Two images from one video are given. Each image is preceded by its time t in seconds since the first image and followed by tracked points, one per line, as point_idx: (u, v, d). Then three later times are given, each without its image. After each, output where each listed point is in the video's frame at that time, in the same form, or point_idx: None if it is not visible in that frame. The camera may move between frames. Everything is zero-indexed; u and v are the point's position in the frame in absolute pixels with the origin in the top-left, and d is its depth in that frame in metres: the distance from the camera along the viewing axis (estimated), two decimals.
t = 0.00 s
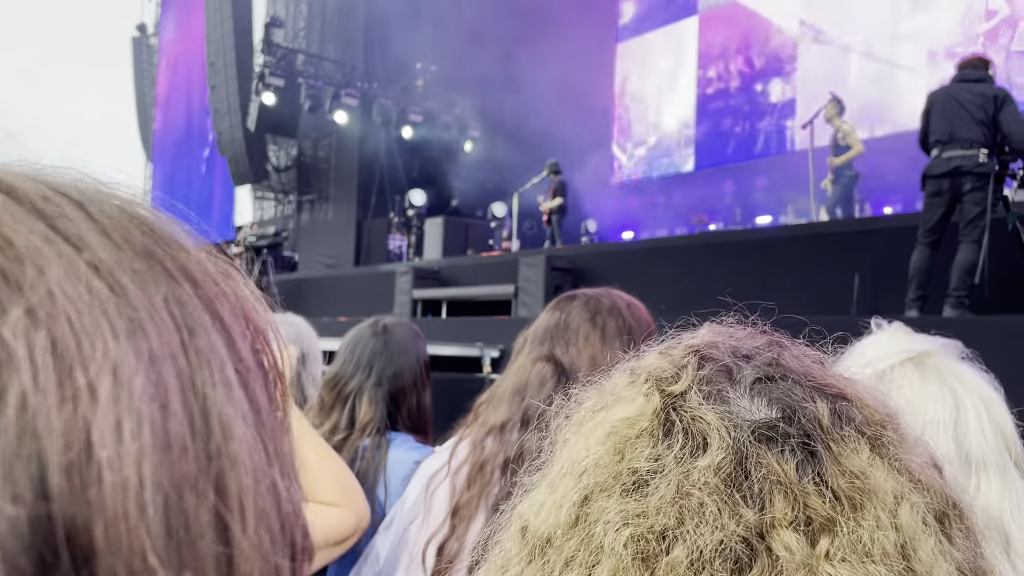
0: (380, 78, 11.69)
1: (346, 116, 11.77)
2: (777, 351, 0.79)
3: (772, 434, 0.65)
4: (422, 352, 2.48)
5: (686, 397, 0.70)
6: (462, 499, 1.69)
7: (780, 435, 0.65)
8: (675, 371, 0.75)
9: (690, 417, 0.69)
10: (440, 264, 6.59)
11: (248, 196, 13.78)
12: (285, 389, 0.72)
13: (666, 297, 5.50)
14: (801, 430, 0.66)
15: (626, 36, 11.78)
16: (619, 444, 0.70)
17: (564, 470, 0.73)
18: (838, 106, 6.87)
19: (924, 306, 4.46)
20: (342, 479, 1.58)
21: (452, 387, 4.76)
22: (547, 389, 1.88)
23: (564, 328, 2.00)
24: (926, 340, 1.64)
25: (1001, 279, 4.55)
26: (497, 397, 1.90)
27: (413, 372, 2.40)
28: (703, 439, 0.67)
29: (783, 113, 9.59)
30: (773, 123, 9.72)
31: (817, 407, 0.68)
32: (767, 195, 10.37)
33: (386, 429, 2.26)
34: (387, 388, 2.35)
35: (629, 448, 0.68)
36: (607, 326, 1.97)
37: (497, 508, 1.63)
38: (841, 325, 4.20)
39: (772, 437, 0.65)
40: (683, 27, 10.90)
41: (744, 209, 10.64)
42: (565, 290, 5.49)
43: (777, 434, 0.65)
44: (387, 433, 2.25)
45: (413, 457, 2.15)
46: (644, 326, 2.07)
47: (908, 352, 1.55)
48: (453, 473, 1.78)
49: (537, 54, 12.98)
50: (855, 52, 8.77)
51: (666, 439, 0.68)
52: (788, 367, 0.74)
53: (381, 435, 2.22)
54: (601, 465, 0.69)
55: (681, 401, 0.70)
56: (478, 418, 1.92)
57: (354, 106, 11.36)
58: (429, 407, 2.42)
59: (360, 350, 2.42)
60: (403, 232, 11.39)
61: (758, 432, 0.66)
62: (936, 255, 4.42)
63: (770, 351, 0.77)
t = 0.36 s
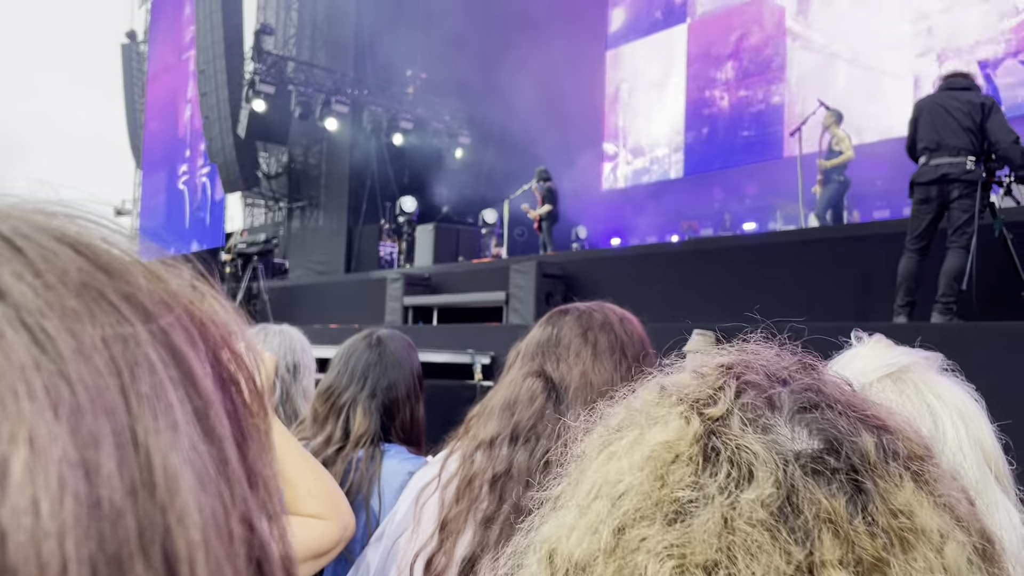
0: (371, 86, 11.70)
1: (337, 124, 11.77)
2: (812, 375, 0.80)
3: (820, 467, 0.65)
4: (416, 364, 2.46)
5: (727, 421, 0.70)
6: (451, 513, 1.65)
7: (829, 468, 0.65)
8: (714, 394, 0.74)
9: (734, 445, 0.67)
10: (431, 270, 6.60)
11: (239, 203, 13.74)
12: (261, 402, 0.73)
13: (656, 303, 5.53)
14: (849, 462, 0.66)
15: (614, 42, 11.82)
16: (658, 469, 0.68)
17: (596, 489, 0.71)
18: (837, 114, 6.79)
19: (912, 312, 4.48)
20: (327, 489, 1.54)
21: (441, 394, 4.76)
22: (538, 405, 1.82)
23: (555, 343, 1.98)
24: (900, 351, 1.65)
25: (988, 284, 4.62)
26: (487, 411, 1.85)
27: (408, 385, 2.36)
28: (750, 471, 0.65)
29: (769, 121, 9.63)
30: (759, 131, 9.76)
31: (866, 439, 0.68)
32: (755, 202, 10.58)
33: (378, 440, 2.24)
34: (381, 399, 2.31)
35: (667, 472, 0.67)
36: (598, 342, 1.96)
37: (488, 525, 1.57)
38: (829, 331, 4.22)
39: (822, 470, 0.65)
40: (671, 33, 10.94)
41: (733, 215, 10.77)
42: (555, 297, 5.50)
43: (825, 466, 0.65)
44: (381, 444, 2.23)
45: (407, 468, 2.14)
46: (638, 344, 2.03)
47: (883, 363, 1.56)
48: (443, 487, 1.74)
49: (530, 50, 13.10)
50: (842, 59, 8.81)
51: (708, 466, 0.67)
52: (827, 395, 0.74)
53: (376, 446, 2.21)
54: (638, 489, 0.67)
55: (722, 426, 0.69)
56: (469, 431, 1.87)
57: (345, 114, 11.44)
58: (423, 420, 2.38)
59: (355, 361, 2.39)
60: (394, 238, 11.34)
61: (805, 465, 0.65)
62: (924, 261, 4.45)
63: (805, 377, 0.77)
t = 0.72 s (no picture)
0: (359, 97, 12.15)
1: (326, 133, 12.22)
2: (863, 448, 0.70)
3: (854, 563, 0.58)
4: (398, 387, 2.49)
5: (757, 501, 0.62)
6: (424, 545, 1.67)
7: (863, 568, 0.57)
8: (746, 467, 0.66)
9: (762, 532, 0.60)
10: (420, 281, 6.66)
11: (231, 213, 13.79)
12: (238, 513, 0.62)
13: (644, 313, 5.56)
14: (887, 560, 0.58)
15: (599, 53, 11.93)
16: (680, 550, 0.63)
17: (620, 563, 0.67)
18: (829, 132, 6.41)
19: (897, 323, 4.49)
20: (314, 520, 1.52)
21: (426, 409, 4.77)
22: (516, 439, 1.75)
23: (538, 375, 1.88)
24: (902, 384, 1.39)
25: (970, 295, 4.69)
26: (467, 441, 1.81)
27: (389, 409, 2.39)
28: (776, 562, 0.58)
29: (755, 129, 9.60)
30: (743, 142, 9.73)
31: (909, 534, 0.59)
32: (741, 211, 10.61)
33: (360, 465, 2.25)
34: (364, 423, 2.33)
35: (689, 556, 0.62)
36: (583, 375, 1.85)
37: (461, 560, 1.58)
38: (812, 343, 4.23)
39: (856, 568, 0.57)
40: (655, 44, 11.02)
41: (720, 225, 10.89)
42: (543, 307, 5.58)
43: (860, 564, 0.58)
44: (363, 470, 2.24)
45: (389, 493, 2.16)
46: (624, 377, 1.92)
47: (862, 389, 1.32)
48: (420, 516, 1.75)
49: (514, 56, 13.02)
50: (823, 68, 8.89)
51: (735, 551, 0.60)
52: (873, 479, 0.63)
53: (357, 472, 2.21)
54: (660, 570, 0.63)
55: (751, 507, 0.62)
56: (449, 461, 1.85)
57: (332, 125, 11.86)
58: (405, 443, 2.41)
59: (336, 387, 2.42)
60: (383, 248, 11.31)
61: (838, 559, 0.58)
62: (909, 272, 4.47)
63: (853, 454, 0.67)
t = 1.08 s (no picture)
0: (345, 112, 12.19)
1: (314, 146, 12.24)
2: (828, 504, 0.59)
3: None
4: (382, 414, 2.49)
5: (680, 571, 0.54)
6: None
7: None
8: (680, 527, 0.59)
9: None
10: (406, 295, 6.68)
11: (216, 227, 13.74)
12: None
13: (630, 325, 5.58)
14: None
15: (585, 66, 12.00)
16: None
17: None
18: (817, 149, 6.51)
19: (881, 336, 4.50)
20: (297, 546, 1.44)
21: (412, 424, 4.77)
22: (502, 469, 1.67)
23: (522, 402, 1.81)
24: (869, 417, 1.30)
25: (954, 308, 4.72)
26: (451, 471, 1.72)
27: (374, 436, 2.39)
28: None
29: (741, 142, 9.68)
30: (728, 153, 9.81)
31: None
32: (726, 223, 10.69)
33: (343, 493, 2.24)
34: (349, 450, 2.33)
35: None
36: (568, 402, 1.78)
37: None
38: (796, 356, 4.25)
39: None
40: (641, 57, 11.11)
41: (704, 236, 10.97)
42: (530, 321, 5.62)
43: None
44: (346, 499, 2.22)
45: (372, 523, 2.14)
46: (609, 400, 1.85)
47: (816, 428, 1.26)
48: (405, 551, 1.65)
49: (494, 68, 13.18)
50: (806, 80, 8.97)
51: None
52: (812, 539, 0.53)
53: (340, 501, 2.19)
54: None
55: None
56: (433, 492, 1.76)
57: (318, 139, 11.85)
58: (390, 471, 2.41)
59: (320, 413, 2.42)
60: (370, 262, 11.44)
61: None
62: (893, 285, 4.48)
63: (806, 509, 0.56)
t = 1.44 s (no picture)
0: (332, 128, 12.18)
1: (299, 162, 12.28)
2: (739, 554, 0.62)
3: None
4: (360, 440, 2.47)
5: None
6: None
7: None
8: None
9: None
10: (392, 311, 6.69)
11: (201, 244, 13.69)
12: None
13: (616, 341, 5.59)
14: None
15: (570, 81, 12.06)
16: None
17: None
18: (803, 162, 6.56)
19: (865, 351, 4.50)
20: None
21: (400, 441, 4.79)
22: (487, 499, 1.59)
23: (504, 427, 1.72)
24: (857, 455, 1.22)
25: (936, 323, 4.75)
26: (434, 502, 1.63)
27: (353, 465, 2.38)
28: None
29: (727, 155, 9.73)
30: (713, 167, 9.86)
31: None
32: (711, 237, 10.75)
33: (322, 524, 2.23)
34: (328, 479, 2.31)
35: None
36: (552, 425, 1.70)
37: None
38: (781, 372, 4.26)
39: None
40: (623, 73, 11.23)
41: (689, 250, 11.03)
42: (516, 337, 5.71)
43: None
44: (325, 530, 2.22)
45: (352, 555, 2.14)
46: (591, 422, 1.77)
47: (805, 463, 1.17)
48: None
49: (478, 83, 13.33)
50: (787, 96, 9.07)
51: None
52: None
53: (319, 533, 2.19)
54: None
55: None
56: (417, 525, 1.66)
57: (304, 155, 11.86)
58: (369, 498, 2.39)
59: (296, 443, 2.39)
60: (356, 278, 11.44)
61: None
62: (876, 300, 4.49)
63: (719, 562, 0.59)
